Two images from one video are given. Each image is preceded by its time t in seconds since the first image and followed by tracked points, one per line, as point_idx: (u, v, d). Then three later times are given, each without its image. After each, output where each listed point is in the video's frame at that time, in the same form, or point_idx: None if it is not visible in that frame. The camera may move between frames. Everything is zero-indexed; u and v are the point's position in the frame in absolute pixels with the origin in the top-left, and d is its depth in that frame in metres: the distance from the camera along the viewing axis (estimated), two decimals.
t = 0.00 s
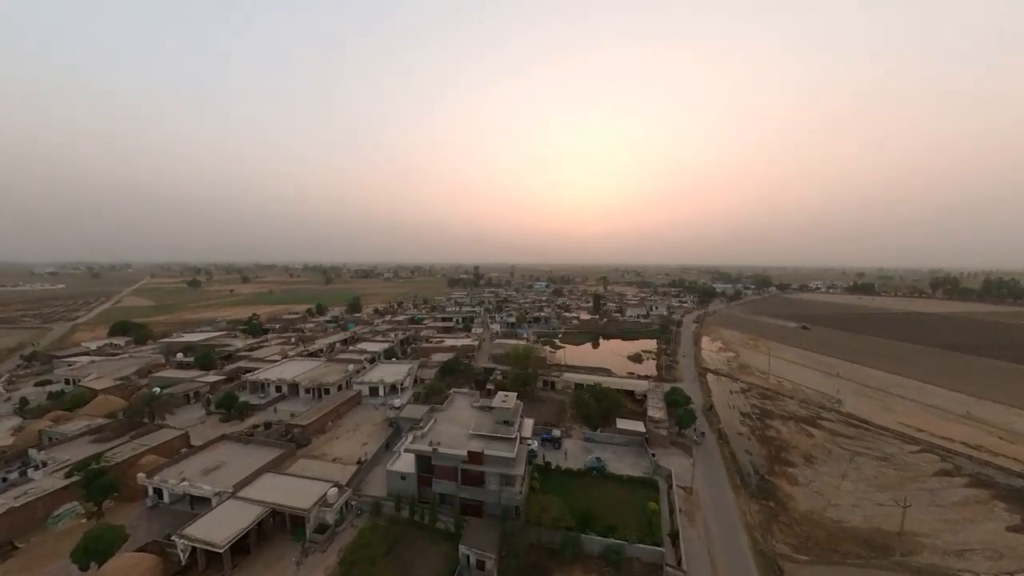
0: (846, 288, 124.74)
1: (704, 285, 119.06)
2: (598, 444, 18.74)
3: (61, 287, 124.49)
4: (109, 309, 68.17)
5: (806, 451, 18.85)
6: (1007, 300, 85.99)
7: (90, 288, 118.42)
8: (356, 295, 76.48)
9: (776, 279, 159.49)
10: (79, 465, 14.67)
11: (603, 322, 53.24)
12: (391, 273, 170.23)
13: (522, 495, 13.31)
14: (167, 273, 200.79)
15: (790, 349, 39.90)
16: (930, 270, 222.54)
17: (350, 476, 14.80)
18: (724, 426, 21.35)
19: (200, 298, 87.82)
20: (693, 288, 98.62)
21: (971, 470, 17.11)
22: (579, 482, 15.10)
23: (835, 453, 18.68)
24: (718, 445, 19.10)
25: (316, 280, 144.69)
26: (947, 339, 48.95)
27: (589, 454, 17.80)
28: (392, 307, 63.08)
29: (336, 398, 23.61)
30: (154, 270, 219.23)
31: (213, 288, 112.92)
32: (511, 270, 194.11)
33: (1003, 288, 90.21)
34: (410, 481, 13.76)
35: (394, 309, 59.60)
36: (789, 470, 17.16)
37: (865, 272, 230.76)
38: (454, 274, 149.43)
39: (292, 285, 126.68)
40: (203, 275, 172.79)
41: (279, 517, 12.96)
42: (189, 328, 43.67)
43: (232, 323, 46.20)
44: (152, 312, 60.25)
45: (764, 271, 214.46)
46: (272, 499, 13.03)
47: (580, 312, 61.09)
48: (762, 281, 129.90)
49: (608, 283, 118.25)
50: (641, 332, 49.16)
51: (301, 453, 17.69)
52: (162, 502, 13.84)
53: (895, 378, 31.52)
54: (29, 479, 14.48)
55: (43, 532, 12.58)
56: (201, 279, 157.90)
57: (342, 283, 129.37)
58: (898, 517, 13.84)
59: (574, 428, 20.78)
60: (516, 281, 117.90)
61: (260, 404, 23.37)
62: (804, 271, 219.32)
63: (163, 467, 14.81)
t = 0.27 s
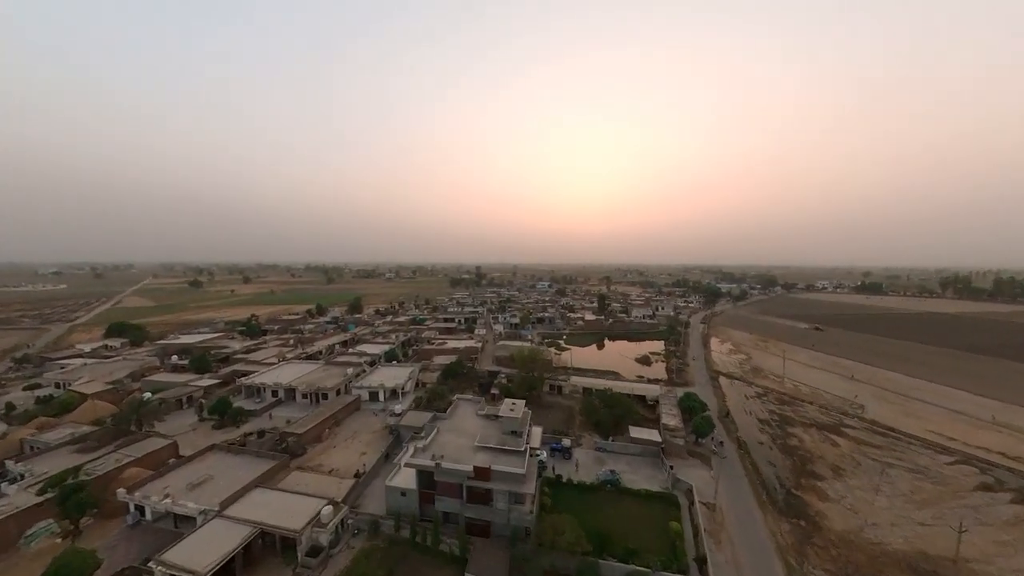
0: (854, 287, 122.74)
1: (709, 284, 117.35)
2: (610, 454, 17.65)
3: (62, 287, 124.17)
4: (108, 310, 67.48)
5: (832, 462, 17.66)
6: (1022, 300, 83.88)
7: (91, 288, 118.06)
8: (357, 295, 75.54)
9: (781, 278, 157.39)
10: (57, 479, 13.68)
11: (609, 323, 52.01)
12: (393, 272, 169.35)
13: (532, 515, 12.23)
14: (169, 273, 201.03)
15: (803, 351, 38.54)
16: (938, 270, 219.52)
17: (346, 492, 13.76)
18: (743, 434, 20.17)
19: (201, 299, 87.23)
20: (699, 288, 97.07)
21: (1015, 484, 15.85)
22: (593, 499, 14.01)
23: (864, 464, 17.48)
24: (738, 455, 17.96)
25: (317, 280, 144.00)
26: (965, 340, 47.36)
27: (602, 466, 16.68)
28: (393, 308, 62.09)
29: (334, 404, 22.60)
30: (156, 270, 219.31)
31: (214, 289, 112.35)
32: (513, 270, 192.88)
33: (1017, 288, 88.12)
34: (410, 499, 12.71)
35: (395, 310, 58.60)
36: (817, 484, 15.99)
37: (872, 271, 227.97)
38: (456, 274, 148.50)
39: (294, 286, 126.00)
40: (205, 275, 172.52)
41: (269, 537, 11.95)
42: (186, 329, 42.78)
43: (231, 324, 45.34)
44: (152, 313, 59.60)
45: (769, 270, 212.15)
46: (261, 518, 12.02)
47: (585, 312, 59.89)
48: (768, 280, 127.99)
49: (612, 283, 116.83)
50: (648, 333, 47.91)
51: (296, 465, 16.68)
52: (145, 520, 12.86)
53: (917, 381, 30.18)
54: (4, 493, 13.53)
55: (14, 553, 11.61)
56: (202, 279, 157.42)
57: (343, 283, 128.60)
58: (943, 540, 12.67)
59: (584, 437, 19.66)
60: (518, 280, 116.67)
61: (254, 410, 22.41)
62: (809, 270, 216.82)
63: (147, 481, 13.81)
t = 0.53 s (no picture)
0: (863, 287, 120.54)
1: (714, 285, 115.72)
2: (624, 467, 16.46)
3: (66, 287, 124.18)
4: (108, 310, 66.87)
5: (865, 477, 16.39)
6: None
7: (96, 288, 118.86)
8: (359, 295, 74.85)
9: (788, 279, 155.09)
10: (29, 495, 12.60)
11: (615, 324, 50.80)
12: (395, 272, 168.66)
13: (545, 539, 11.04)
14: (173, 273, 201.51)
15: (819, 354, 37.12)
16: (946, 270, 216.50)
17: (343, 510, 12.66)
18: (765, 444, 18.95)
19: (203, 299, 86.74)
20: (704, 288, 95.61)
21: None
22: (610, 520, 12.86)
23: (899, 479, 16.24)
24: (762, 468, 16.75)
25: (319, 280, 143.58)
26: (986, 342, 45.65)
27: (617, 479, 15.53)
28: (395, 308, 61.11)
29: (332, 409, 21.59)
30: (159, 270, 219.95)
31: (216, 288, 112.10)
32: (515, 270, 192.05)
33: None
34: (411, 519, 11.62)
35: (396, 310, 57.67)
36: (851, 501, 14.76)
37: (878, 271, 225.15)
38: (458, 274, 147.54)
39: (295, 286, 125.37)
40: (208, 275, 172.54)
41: (256, 561, 10.86)
42: (184, 330, 41.91)
43: (229, 325, 44.49)
44: (152, 313, 59.00)
45: (774, 270, 209.94)
46: (248, 540, 10.93)
47: (589, 313, 58.69)
48: (774, 280, 126.24)
49: (615, 283, 115.43)
50: (656, 334, 46.61)
51: (290, 477, 15.62)
52: (123, 541, 11.78)
53: (941, 386, 28.78)
54: None
55: None
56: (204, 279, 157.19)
57: (345, 283, 127.97)
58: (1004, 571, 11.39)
59: (595, 446, 18.53)
60: (521, 281, 115.45)
61: (249, 415, 21.42)
62: (815, 270, 214.35)
63: (126, 497, 12.72)
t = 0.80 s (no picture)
0: (873, 288, 118.27)
1: (720, 285, 114.10)
2: (641, 481, 15.33)
3: (70, 287, 124.30)
4: (109, 309, 66.42)
5: (903, 494, 15.16)
6: None
7: (100, 288, 119.00)
8: (361, 296, 74.06)
9: (795, 279, 152.90)
10: None
11: (621, 325, 49.60)
12: (397, 272, 168.08)
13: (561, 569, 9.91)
14: (177, 273, 202.07)
15: (836, 357, 35.67)
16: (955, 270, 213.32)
17: (337, 531, 11.62)
18: (791, 456, 17.72)
19: (205, 299, 86.26)
20: (711, 288, 94.07)
21: None
22: (629, 543, 11.75)
23: (939, 497, 15.00)
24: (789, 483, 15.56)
25: (322, 280, 143.11)
26: (1009, 345, 43.90)
27: (634, 496, 14.37)
28: (397, 308, 60.20)
29: (330, 415, 20.58)
30: (163, 270, 220.58)
31: (219, 288, 111.75)
32: (518, 270, 191.03)
33: None
34: (412, 544, 10.50)
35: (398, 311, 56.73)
36: (890, 521, 13.56)
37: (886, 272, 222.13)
38: (461, 274, 146.59)
39: (298, 285, 124.87)
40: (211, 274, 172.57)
41: None
42: (182, 331, 41.10)
43: (229, 325, 43.68)
44: (153, 313, 58.46)
45: (779, 271, 207.59)
46: (232, 567, 9.90)
47: (595, 314, 57.51)
48: (781, 281, 124.37)
49: (620, 283, 114.02)
50: (664, 336, 45.36)
51: (283, 491, 14.60)
52: (97, 565, 10.78)
53: (969, 392, 27.37)
54: None
55: None
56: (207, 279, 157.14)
57: (347, 282, 127.38)
58: None
59: (608, 457, 17.40)
60: (524, 281, 114.35)
61: (242, 422, 20.45)
62: (821, 271, 211.84)
63: (102, 515, 11.71)
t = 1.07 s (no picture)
0: (881, 288, 116.49)
1: (725, 285, 112.54)
2: (661, 498, 14.18)
3: (73, 287, 123.86)
4: (109, 310, 65.75)
5: (947, 513, 13.93)
6: None
7: (102, 288, 118.79)
8: (362, 296, 73.20)
9: (801, 279, 150.96)
10: None
11: (628, 326, 48.37)
12: (399, 272, 167.44)
13: None
14: (180, 273, 202.40)
15: (853, 360, 34.33)
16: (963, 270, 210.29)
17: (331, 557, 10.57)
18: (820, 469, 16.51)
19: (206, 299, 85.61)
20: (716, 288, 92.64)
21: None
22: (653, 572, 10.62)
23: (987, 516, 13.78)
24: (822, 500, 14.34)
25: (323, 280, 142.49)
26: None
27: (655, 514, 13.22)
28: (398, 309, 59.22)
29: (327, 422, 19.50)
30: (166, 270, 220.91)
31: (220, 288, 111.22)
32: (520, 270, 189.91)
33: None
34: None
35: (400, 311, 55.73)
36: (939, 545, 12.36)
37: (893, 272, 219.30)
38: (463, 274, 145.69)
39: (299, 286, 124.28)
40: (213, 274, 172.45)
41: None
42: (179, 331, 40.19)
43: (227, 326, 42.80)
44: (152, 313, 57.71)
45: (784, 271, 205.47)
46: None
47: (600, 315, 56.31)
48: (787, 280, 122.66)
49: (623, 283, 112.66)
50: (672, 337, 44.11)
51: (275, 508, 13.56)
52: None
53: (999, 397, 26.04)
54: None
55: None
56: (209, 279, 156.84)
57: (349, 283, 126.70)
58: None
59: (623, 470, 16.25)
60: (526, 281, 113.27)
61: (235, 429, 19.44)
62: (826, 271, 209.51)
63: (75, 538, 10.69)
